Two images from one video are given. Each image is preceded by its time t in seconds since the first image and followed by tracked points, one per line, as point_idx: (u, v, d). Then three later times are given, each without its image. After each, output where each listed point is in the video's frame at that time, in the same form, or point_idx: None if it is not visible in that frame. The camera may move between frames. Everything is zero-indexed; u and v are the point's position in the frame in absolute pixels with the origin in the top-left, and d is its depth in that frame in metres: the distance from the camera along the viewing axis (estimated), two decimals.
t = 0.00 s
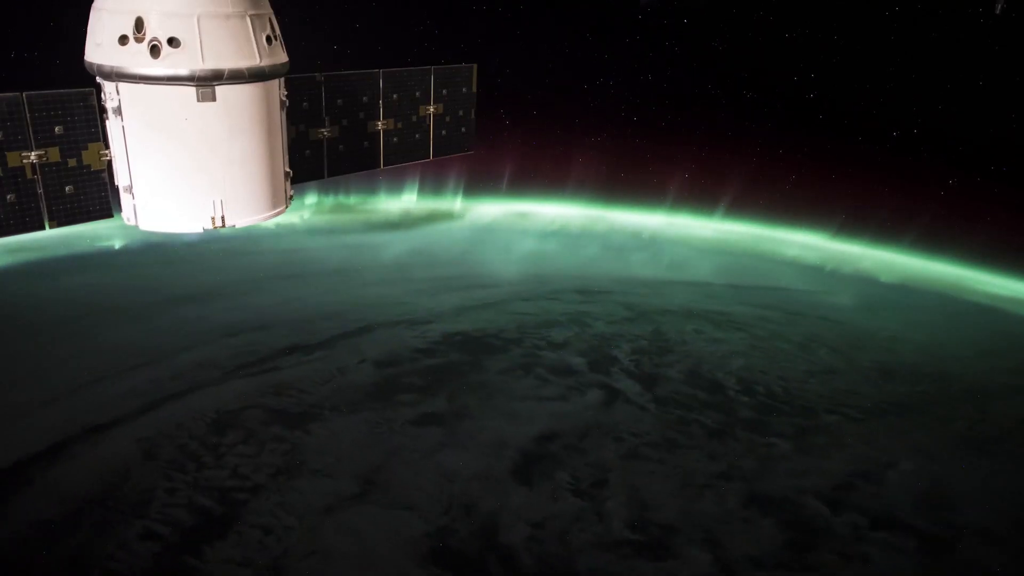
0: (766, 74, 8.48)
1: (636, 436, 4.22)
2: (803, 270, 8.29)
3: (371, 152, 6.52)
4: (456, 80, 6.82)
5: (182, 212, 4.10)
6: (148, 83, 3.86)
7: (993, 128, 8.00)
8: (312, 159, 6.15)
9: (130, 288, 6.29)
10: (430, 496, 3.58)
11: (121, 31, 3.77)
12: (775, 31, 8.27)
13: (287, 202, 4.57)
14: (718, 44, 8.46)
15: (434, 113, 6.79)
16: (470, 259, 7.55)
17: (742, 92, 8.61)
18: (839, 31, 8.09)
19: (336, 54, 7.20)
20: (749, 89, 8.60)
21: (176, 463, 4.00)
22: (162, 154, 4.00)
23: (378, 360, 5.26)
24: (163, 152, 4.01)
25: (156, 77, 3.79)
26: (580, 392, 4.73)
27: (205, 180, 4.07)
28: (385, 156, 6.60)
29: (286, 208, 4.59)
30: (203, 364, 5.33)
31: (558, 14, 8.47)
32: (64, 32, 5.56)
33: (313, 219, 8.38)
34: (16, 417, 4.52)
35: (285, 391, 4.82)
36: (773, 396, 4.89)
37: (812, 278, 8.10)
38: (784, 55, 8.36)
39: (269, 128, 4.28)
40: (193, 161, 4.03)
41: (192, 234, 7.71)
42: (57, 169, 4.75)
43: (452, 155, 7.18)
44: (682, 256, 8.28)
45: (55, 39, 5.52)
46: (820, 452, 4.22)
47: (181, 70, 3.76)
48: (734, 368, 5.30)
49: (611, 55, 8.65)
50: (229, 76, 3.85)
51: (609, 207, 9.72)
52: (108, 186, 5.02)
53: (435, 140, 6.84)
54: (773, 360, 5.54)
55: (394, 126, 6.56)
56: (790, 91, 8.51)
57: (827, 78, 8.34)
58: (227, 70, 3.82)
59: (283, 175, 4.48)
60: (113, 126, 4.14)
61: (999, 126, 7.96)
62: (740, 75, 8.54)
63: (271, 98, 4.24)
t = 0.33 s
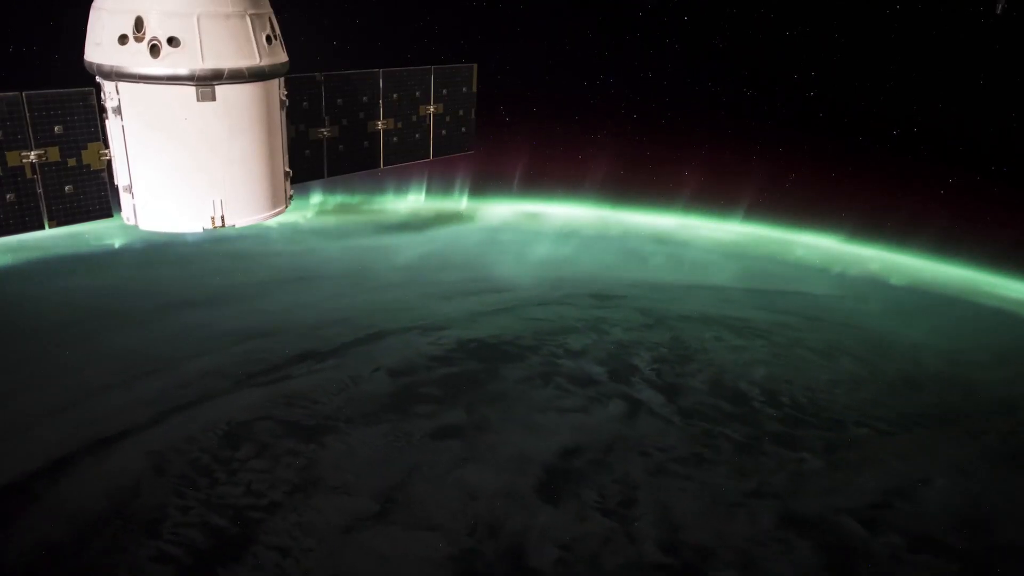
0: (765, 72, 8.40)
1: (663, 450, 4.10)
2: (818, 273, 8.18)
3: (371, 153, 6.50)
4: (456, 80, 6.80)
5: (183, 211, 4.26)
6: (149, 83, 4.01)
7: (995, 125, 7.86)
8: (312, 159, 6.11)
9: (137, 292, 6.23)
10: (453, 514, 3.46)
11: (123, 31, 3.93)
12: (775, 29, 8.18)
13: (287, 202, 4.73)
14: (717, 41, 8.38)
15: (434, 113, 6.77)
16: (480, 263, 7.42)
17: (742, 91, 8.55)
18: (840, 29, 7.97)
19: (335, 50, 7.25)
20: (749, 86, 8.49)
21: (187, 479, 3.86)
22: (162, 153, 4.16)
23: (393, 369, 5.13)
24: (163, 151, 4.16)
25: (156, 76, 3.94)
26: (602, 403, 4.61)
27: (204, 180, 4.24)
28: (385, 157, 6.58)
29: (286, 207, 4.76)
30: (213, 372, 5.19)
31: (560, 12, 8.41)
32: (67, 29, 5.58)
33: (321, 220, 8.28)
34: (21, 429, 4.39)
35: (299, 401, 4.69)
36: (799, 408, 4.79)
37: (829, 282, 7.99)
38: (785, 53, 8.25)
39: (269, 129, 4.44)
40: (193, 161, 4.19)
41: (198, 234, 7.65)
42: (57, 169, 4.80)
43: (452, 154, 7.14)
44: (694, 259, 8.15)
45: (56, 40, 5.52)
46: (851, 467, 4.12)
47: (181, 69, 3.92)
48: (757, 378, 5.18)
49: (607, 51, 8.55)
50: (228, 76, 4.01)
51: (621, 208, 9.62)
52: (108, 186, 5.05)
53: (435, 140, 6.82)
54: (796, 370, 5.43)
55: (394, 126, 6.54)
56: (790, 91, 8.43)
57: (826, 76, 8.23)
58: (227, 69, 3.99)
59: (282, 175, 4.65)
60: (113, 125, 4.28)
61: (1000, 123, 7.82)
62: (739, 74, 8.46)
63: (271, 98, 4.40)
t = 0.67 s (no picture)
0: (766, 72, 9.32)
1: (691, 466, 3.99)
2: (835, 278, 8.01)
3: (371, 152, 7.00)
4: (456, 80, 7.37)
5: (183, 211, 4.89)
6: (149, 82, 4.56)
7: (998, 125, 8.57)
8: (311, 159, 6.59)
9: (140, 296, 6.17)
10: (480, 536, 3.36)
11: (123, 31, 4.48)
12: (777, 27, 9.10)
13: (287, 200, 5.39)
14: (719, 39, 9.31)
15: (434, 113, 7.36)
16: (492, 266, 7.29)
17: (744, 89, 9.46)
18: (843, 29, 8.90)
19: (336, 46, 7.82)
20: (749, 86, 9.44)
21: (200, 496, 3.73)
22: (162, 154, 4.76)
23: (408, 378, 4.99)
24: (164, 153, 4.76)
25: (156, 75, 4.49)
26: (625, 415, 4.49)
27: (204, 179, 4.85)
28: (385, 156, 7.11)
29: (285, 207, 5.41)
30: (223, 381, 5.06)
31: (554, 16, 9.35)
32: (65, 31, 5.89)
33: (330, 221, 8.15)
34: (25, 445, 4.23)
35: (312, 413, 4.55)
36: (827, 420, 4.67)
37: (846, 286, 7.82)
38: (787, 50, 9.16)
39: (269, 129, 5.07)
40: (193, 161, 4.79)
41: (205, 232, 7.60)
42: (56, 168, 5.22)
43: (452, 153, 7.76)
44: (707, 261, 8.03)
45: (56, 38, 5.84)
46: (885, 484, 4.02)
47: (180, 69, 4.47)
48: (783, 389, 5.06)
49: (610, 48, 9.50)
50: (228, 75, 4.57)
51: (634, 209, 9.47)
52: (105, 183, 5.51)
53: (434, 140, 7.41)
54: (820, 379, 5.31)
55: (394, 126, 7.06)
56: (788, 85, 9.33)
57: (827, 74, 9.14)
58: (226, 69, 4.55)
59: (281, 176, 5.31)
60: (112, 124, 4.89)
61: (1005, 124, 8.55)
62: (741, 71, 9.39)
63: (271, 98, 5.02)
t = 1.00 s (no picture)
0: (769, 68, 8.77)
1: (720, 483, 3.87)
2: (850, 280, 7.88)
3: (371, 152, 6.88)
4: (456, 80, 7.25)
5: (183, 211, 4.78)
6: (149, 82, 4.46)
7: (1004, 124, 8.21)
8: (311, 159, 6.46)
9: (144, 299, 6.15)
10: (507, 560, 3.25)
11: (123, 30, 4.38)
12: (776, 24, 8.53)
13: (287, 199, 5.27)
14: (717, 37, 8.78)
15: (434, 113, 7.23)
16: (505, 270, 7.17)
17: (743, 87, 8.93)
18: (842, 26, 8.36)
19: (336, 43, 7.59)
20: (749, 84, 8.91)
21: (213, 515, 3.60)
22: (163, 154, 4.65)
23: (424, 389, 4.86)
24: (164, 153, 4.66)
25: (155, 75, 4.39)
26: (650, 428, 4.37)
27: (204, 179, 4.75)
28: (385, 157, 6.98)
29: (286, 207, 5.29)
30: (234, 391, 4.92)
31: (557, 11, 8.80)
32: (65, 27, 5.77)
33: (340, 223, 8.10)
34: (31, 459, 4.11)
35: (327, 425, 4.42)
36: (857, 433, 4.54)
37: (863, 289, 7.69)
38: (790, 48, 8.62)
39: (269, 130, 4.96)
40: (193, 160, 4.69)
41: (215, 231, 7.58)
42: (56, 168, 5.09)
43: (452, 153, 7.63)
44: (721, 264, 7.92)
45: (55, 38, 5.74)
46: (922, 503, 3.89)
47: (181, 68, 4.38)
48: (808, 400, 4.93)
49: (613, 45, 8.96)
50: (228, 75, 4.48)
51: (646, 211, 9.38)
52: (106, 183, 5.37)
53: (435, 139, 7.27)
54: (846, 390, 5.19)
55: (394, 126, 6.94)
56: (787, 84, 8.81)
57: (829, 75, 8.63)
58: (226, 68, 4.46)
59: (282, 176, 5.20)
60: (112, 123, 4.78)
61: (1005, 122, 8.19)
62: (742, 66, 8.83)
63: (271, 98, 4.91)
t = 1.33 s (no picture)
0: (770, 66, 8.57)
1: (752, 501, 3.74)
2: (866, 285, 7.76)
3: (370, 152, 6.74)
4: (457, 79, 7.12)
5: (182, 212, 4.62)
6: (148, 81, 4.32)
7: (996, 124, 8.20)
8: (311, 158, 6.32)
9: (148, 304, 6.05)
10: None
11: (122, 29, 4.23)
12: (777, 23, 8.36)
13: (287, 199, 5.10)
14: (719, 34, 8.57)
15: (434, 113, 7.10)
16: (517, 273, 7.06)
17: (743, 84, 8.73)
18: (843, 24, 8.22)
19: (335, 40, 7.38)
20: (749, 81, 8.71)
21: (228, 534, 3.48)
22: (162, 154, 4.50)
23: (441, 400, 4.73)
24: (164, 154, 4.50)
25: (155, 75, 4.24)
26: (676, 442, 4.24)
27: (204, 179, 4.59)
28: (385, 157, 6.85)
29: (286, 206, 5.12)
30: (245, 402, 4.80)
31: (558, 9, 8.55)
32: (63, 27, 5.63)
33: (348, 227, 8.03)
34: (41, 473, 3.99)
35: (344, 439, 4.29)
36: (887, 447, 4.41)
37: (880, 295, 7.57)
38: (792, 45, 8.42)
39: (270, 131, 4.80)
40: (193, 160, 4.54)
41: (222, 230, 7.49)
42: (55, 168, 4.91)
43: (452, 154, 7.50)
44: (735, 267, 7.81)
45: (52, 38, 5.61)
46: (960, 523, 3.76)
47: (181, 67, 4.23)
48: (836, 412, 4.81)
49: (612, 41, 8.75)
50: (228, 75, 4.33)
51: (658, 212, 9.28)
52: (105, 184, 5.19)
53: (435, 139, 7.14)
54: (873, 402, 5.06)
55: (393, 126, 6.80)
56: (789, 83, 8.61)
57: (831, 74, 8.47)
58: (226, 67, 4.31)
59: (282, 176, 5.03)
60: (112, 122, 4.63)
61: (1001, 122, 8.17)
62: (741, 64, 8.63)
63: (271, 98, 4.75)
